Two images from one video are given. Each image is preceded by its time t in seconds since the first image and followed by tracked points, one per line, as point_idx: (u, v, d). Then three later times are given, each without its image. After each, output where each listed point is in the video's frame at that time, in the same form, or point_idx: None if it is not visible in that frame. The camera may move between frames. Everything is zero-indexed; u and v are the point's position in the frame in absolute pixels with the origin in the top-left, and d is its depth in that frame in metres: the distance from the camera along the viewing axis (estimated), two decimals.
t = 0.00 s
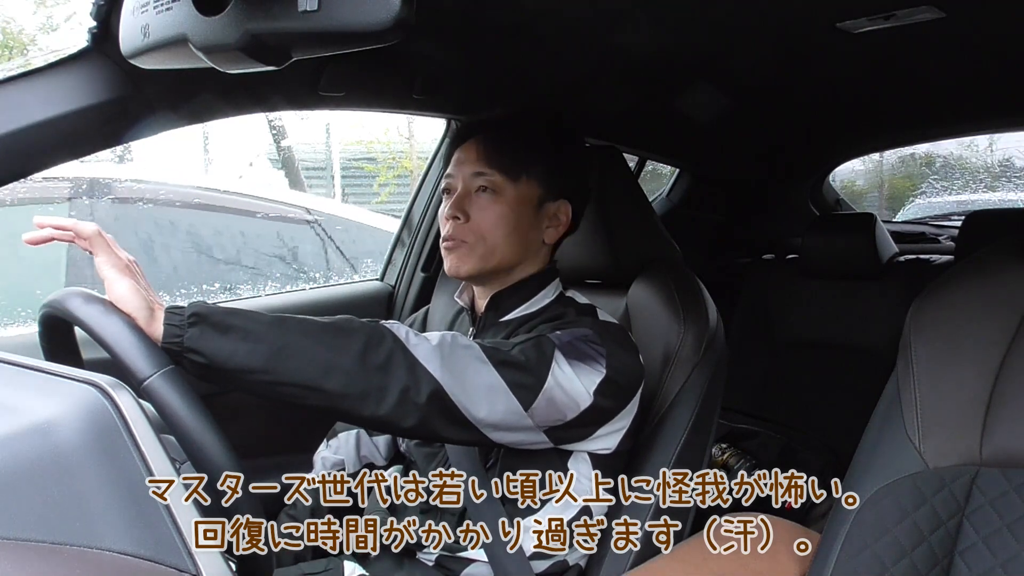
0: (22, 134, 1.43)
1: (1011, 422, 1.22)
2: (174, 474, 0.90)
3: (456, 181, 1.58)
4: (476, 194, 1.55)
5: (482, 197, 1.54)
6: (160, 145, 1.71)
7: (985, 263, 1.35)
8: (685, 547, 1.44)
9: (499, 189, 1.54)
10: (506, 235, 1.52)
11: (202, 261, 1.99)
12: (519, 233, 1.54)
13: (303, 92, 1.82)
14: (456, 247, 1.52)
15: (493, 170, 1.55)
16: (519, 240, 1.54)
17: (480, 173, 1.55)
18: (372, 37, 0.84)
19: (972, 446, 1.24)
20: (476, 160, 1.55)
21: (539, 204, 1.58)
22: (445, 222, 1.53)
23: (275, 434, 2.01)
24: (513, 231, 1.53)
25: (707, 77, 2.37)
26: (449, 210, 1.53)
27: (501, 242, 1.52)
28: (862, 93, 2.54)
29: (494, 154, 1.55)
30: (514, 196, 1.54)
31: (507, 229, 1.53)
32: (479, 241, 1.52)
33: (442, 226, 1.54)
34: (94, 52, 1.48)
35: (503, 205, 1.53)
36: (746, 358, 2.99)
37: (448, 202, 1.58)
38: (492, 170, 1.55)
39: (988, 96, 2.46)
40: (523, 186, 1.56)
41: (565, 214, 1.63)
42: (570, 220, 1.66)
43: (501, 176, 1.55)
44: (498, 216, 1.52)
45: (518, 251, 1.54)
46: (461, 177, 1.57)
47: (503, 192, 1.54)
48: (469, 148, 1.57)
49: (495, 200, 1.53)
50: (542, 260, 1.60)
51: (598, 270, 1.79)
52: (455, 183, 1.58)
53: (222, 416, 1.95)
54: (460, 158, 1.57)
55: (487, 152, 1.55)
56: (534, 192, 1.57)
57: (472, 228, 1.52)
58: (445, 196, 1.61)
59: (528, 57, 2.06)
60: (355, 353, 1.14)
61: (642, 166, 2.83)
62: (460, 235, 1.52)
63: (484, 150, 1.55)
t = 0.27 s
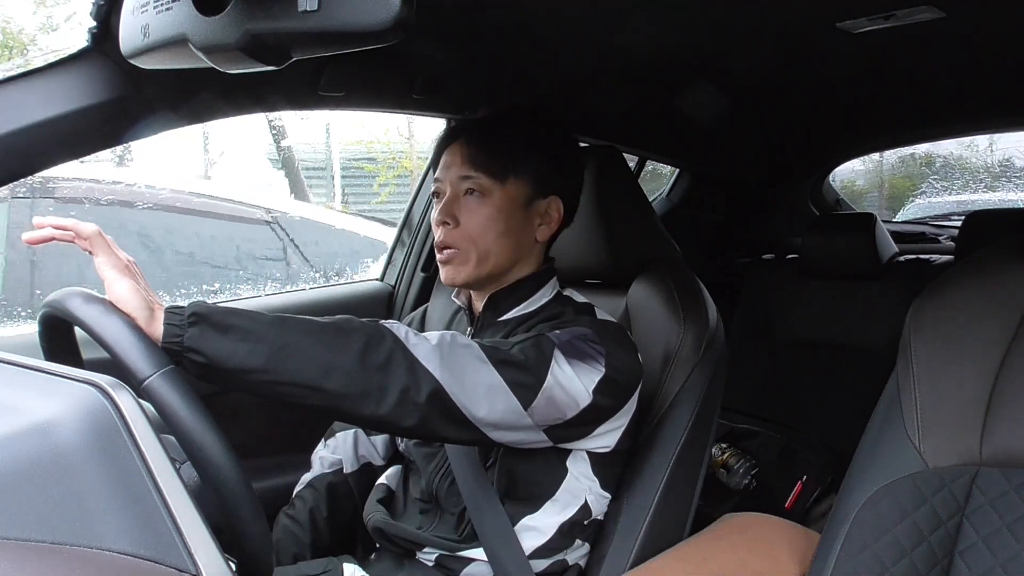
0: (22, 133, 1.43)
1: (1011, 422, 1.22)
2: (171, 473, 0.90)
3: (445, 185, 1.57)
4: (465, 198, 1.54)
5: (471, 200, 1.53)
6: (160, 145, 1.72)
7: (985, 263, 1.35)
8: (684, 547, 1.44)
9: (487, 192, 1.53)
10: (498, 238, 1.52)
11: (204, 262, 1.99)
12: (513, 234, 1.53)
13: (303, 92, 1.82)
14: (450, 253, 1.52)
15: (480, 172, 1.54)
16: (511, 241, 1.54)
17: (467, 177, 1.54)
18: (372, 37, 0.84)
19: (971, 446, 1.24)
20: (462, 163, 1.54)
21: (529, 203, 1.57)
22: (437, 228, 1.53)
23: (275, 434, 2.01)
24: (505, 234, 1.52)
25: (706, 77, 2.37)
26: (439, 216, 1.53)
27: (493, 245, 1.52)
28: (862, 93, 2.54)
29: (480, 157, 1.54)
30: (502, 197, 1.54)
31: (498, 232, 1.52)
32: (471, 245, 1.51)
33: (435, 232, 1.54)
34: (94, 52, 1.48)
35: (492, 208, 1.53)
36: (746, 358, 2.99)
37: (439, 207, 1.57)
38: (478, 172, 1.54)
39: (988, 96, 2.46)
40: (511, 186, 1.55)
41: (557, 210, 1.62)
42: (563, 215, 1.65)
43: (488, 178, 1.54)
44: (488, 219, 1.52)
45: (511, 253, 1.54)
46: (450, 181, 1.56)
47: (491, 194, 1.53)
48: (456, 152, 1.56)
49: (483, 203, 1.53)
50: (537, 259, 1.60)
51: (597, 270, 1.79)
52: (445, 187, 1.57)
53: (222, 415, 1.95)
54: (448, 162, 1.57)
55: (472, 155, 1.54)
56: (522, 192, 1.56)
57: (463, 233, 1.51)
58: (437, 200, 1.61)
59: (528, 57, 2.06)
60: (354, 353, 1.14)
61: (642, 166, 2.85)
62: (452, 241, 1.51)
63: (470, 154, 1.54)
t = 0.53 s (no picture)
0: (21, 132, 1.43)
1: (1009, 420, 1.23)
2: (167, 470, 0.90)
3: (478, 177, 1.57)
4: (506, 190, 1.55)
5: (513, 193, 1.55)
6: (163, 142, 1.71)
7: (985, 261, 1.35)
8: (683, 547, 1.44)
9: (530, 186, 1.56)
10: (536, 232, 1.56)
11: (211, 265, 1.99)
12: (547, 230, 1.58)
13: (302, 90, 1.82)
14: (491, 244, 1.52)
15: (523, 166, 1.56)
16: (544, 236, 1.58)
17: (512, 170, 1.56)
18: (371, 35, 0.83)
19: (971, 444, 1.24)
20: (506, 157, 1.56)
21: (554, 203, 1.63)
22: (480, 218, 1.52)
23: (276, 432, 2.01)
24: (541, 228, 1.57)
25: (706, 75, 2.37)
26: (481, 207, 1.53)
27: (532, 239, 1.55)
28: (861, 91, 2.54)
29: (524, 151, 1.56)
30: (541, 192, 1.57)
31: (537, 226, 1.56)
32: (513, 238, 1.53)
33: (472, 223, 1.53)
34: (93, 51, 1.48)
35: (537, 202, 1.56)
36: (745, 357, 2.99)
37: (471, 198, 1.56)
38: (523, 167, 1.56)
39: (987, 95, 2.46)
40: (548, 184, 1.59)
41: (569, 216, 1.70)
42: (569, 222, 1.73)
43: (532, 172, 1.57)
44: (531, 212, 1.55)
45: (543, 248, 1.58)
46: (487, 173, 1.56)
47: (533, 189, 1.57)
48: (494, 144, 1.57)
49: (529, 197, 1.55)
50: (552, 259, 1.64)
51: (598, 268, 1.78)
52: (479, 179, 1.57)
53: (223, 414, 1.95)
54: (485, 154, 1.57)
55: (517, 149, 1.56)
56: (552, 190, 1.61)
57: (507, 224, 1.53)
58: (460, 192, 1.59)
59: (527, 55, 2.06)
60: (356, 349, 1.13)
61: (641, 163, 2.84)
62: (495, 232, 1.52)
63: (512, 147, 1.56)
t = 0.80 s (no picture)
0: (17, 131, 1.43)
1: (1006, 418, 1.22)
2: (166, 470, 0.90)
3: (490, 182, 1.56)
4: (519, 195, 1.56)
5: (527, 198, 1.56)
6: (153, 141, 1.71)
7: (981, 260, 1.35)
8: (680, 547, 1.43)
9: (541, 190, 1.57)
10: (549, 235, 1.58)
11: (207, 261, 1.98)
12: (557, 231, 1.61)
13: (298, 88, 1.82)
14: (507, 249, 1.54)
15: (534, 170, 1.57)
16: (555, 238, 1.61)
17: (523, 174, 1.56)
18: (368, 34, 0.83)
19: (968, 442, 1.25)
20: (517, 160, 1.56)
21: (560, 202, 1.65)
22: (497, 225, 1.53)
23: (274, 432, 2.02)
24: (553, 230, 1.59)
25: (702, 74, 2.37)
26: (497, 213, 1.53)
27: (546, 242, 1.58)
28: (857, 90, 2.55)
29: (535, 155, 1.57)
30: (551, 195, 1.59)
31: (550, 229, 1.58)
32: (529, 242, 1.55)
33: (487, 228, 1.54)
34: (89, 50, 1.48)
35: (548, 204, 1.58)
36: (743, 355, 2.99)
37: (484, 203, 1.56)
38: (533, 170, 1.57)
39: (982, 94, 2.46)
40: (555, 185, 1.61)
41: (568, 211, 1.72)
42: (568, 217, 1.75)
43: (541, 176, 1.58)
44: (545, 216, 1.57)
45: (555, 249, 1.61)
46: (499, 178, 1.56)
47: (544, 192, 1.58)
48: (505, 148, 1.56)
49: (541, 201, 1.57)
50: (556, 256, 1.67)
51: (596, 268, 1.79)
52: (492, 184, 1.56)
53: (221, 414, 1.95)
54: (497, 158, 1.56)
55: (527, 153, 1.56)
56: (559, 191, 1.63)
57: (524, 229, 1.55)
58: (471, 196, 1.58)
59: (524, 54, 2.06)
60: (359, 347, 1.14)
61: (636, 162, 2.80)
62: (510, 238, 1.54)
63: (523, 152, 1.56)
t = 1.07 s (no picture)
0: (15, 128, 1.42)
1: (1003, 416, 1.23)
2: (165, 469, 0.90)
3: (477, 181, 1.57)
4: (505, 194, 1.56)
5: (513, 197, 1.55)
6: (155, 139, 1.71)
7: (978, 258, 1.35)
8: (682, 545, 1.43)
9: (529, 189, 1.56)
10: (536, 235, 1.57)
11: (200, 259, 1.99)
12: (547, 232, 1.59)
13: (296, 86, 1.82)
14: (490, 248, 1.53)
15: (522, 170, 1.56)
16: (544, 238, 1.59)
17: (510, 173, 1.56)
18: (366, 32, 0.83)
19: (965, 440, 1.25)
20: (505, 159, 1.55)
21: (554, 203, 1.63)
22: (479, 223, 1.53)
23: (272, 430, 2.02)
24: (541, 231, 1.58)
25: (700, 71, 2.37)
26: (480, 211, 1.53)
27: (533, 242, 1.56)
28: (855, 88, 2.55)
29: (524, 154, 1.56)
30: (540, 195, 1.58)
31: (537, 229, 1.57)
32: (513, 241, 1.54)
33: (471, 226, 1.54)
34: (87, 46, 1.48)
35: (535, 204, 1.57)
36: (740, 353, 3.00)
37: (470, 202, 1.57)
38: (522, 170, 1.56)
39: (980, 91, 2.47)
40: (546, 185, 1.60)
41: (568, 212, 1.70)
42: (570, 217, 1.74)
43: (530, 175, 1.57)
44: (531, 215, 1.56)
45: (544, 250, 1.59)
46: (486, 177, 1.56)
47: (532, 192, 1.57)
48: (493, 147, 1.56)
49: (527, 200, 1.56)
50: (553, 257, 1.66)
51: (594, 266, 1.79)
52: (478, 182, 1.57)
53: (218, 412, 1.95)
54: (484, 157, 1.56)
55: (516, 152, 1.56)
56: (552, 192, 1.62)
57: (507, 228, 1.54)
58: (460, 194, 1.59)
59: (522, 52, 2.06)
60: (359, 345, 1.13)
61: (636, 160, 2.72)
62: (494, 236, 1.53)
63: (512, 151, 1.56)
